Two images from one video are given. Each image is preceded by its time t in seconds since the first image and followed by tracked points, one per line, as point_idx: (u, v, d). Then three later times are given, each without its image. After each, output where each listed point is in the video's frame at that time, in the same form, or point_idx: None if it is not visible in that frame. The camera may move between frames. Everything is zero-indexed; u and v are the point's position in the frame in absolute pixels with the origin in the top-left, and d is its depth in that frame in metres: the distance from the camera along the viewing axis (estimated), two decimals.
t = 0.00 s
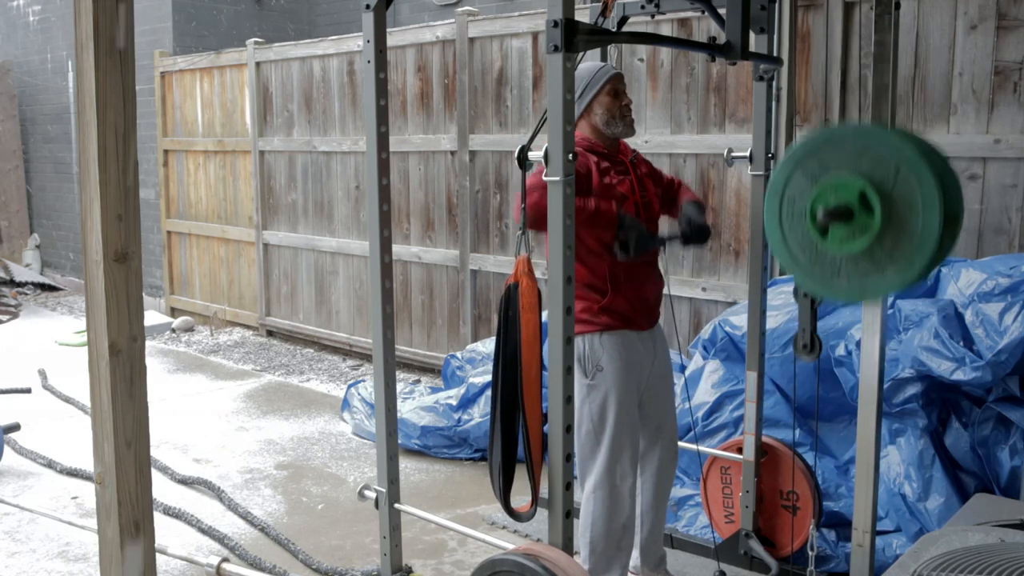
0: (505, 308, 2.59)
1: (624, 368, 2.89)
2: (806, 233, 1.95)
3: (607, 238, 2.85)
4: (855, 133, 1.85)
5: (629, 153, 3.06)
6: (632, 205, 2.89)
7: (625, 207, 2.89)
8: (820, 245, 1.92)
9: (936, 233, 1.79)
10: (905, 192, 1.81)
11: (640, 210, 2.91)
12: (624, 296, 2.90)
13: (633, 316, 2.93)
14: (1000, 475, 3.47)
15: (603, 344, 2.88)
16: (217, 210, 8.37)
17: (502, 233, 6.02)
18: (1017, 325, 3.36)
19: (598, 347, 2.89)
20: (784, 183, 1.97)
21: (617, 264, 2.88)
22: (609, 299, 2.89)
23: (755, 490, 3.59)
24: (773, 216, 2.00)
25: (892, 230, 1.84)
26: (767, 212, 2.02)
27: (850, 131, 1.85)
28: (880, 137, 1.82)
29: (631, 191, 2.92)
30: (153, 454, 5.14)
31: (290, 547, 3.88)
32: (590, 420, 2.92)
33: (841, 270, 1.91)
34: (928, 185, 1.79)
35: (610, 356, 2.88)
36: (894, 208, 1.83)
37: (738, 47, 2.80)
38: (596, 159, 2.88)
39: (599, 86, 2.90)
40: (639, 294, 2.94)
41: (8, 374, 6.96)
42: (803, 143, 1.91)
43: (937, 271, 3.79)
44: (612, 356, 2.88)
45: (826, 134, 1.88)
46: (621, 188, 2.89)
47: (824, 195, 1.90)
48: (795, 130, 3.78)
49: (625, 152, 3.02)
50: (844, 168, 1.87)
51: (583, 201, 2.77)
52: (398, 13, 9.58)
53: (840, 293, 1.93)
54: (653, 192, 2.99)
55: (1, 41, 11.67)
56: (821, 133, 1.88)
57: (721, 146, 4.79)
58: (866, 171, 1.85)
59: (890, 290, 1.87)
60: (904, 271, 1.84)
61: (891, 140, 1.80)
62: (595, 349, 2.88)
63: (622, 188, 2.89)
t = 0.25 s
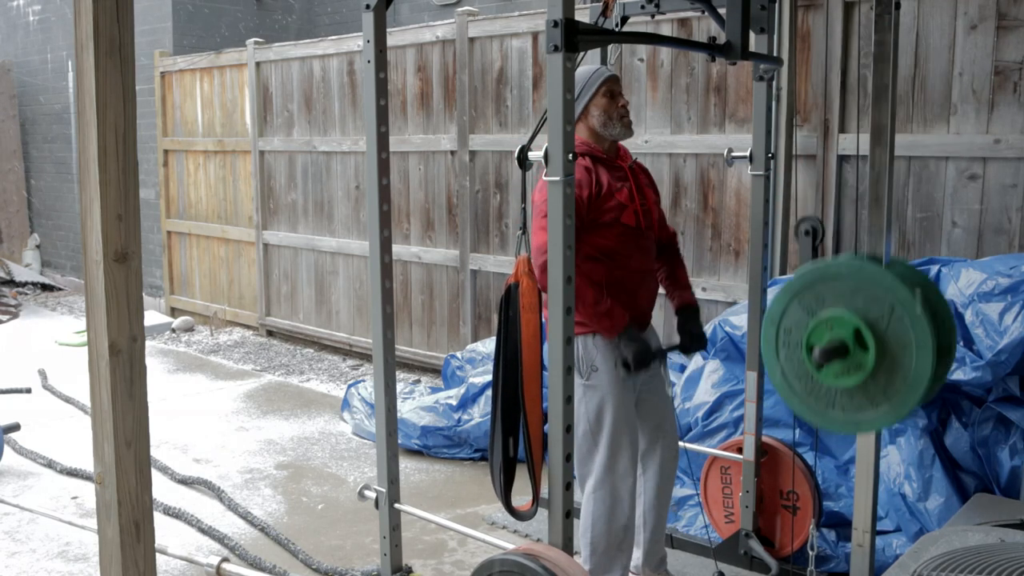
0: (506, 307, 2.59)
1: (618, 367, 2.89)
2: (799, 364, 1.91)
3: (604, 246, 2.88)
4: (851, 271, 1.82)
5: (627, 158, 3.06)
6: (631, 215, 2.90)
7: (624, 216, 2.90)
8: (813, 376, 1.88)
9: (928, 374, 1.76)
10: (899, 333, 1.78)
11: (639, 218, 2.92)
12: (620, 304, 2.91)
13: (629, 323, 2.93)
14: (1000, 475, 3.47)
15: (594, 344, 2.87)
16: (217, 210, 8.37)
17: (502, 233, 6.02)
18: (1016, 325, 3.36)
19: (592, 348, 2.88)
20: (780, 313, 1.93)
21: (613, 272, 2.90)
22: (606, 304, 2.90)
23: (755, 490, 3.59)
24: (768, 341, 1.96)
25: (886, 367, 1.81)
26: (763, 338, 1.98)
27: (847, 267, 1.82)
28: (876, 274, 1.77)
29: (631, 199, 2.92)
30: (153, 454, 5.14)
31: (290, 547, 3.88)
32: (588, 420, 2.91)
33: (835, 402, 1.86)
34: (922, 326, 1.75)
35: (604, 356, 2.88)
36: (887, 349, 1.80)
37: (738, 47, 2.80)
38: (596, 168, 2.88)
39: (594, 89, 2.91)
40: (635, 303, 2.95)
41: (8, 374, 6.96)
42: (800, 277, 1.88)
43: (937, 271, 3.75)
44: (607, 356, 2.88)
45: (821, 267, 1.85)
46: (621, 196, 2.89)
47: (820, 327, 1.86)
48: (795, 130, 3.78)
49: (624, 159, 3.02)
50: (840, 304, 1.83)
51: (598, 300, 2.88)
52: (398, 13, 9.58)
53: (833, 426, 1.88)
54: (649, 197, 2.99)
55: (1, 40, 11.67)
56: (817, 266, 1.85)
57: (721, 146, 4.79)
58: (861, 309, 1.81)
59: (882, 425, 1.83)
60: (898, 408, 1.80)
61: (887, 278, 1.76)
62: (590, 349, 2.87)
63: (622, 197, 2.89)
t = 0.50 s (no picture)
0: (508, 307, 2.59)
1: (616, 369, 2.90)
2: (800, 389, 2.15)
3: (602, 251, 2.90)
4: (851, 303, 2.05)
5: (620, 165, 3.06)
6: (624, 220, 2.92)
7: (619, 223, 2.92)
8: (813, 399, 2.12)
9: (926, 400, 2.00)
10: (898, 360, 2.02)
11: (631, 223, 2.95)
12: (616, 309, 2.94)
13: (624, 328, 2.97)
14: (1000, 475, 3.46)
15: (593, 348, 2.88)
16: (217, 210, 8.37)
17: (502, 233, 6.03)
18: (1016, 325, 3.36)
19: (587, 350, 2.90)
20: (779, 337, 2.16)
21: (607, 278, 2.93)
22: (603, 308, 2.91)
23: (755, 490, 3.59)
24: (767, 364, 2.20)
25: (884, 394, 2.05)
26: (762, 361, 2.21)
27: (846, 297, 2.06)
28: (874, 306, 2.02)
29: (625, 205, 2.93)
30: (153, 454, 5.14)
31: (290, 547, 3.88)
32: (588, 423, 2.92)
33: (834, 427, 2.11)
34: (920, 355, 1.99)
35: (600, 357, 2.88)
36: (886, 376, 2.04)
37: (738, 48, 2.80)
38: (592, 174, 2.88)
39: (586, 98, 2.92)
40: (627, 308, 2.99)
41: (8, 374, 6.96)
42: (801, 305, 2.11)
43: (937, 271, 3.77)
44: (604, 359, 2.89)
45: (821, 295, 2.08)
46: (614, 202, 2.90)
47: (820, 353, 2.10)
48: (795, 130, 3.78)
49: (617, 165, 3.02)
50: (840, 332, 2.07)
51: (610, 316, 2.85)
52: (398, 13, 9.58)
53: (831, 448, 2.13)
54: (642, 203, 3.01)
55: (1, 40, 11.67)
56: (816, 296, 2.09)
57: (721, 146, 4.79)
58: (860, 336, 2.05)
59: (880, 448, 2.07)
60: (896, 432, 2.05)
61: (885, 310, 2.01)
62: (590, 350, 2.88)
63: (616, 202, 2.90)
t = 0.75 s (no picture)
0: (509, 307, 2.59)
1: (623, 368, 2.90)
2: (805, 234, 1.95)
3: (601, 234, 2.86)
4: (856, 135, 1.85)
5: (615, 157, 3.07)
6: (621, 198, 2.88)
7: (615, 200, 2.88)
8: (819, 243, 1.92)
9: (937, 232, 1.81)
10: (908, 192, 1.82)
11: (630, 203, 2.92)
12: (621, 287, 2.90)
13: (633, 308, 2.92)
14: (1000, 475, 3.47)
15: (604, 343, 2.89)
16: (217, 210, 8.37)
17: (502, 233, 6.03)
18: (1016, 325, 3.36)
19: (599, 345, 2.91)
20: (783, 184, 1.96)
21: (610, 258, 2.89)
22: (607, 296, 2.88)
23: (755, 490, 3.60)
24: (771, 213, 2.00)
25: (894, 229, 1.85)
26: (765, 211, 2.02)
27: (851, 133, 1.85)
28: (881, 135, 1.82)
29: (619, 185, 2.92)
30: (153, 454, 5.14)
31: (290, 547, 3.88)
32: (590, 419, 2.92)
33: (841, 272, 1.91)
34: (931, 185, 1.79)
35: (610, 354, 2.89)
36: (896, 209, 1.83)
37: (738, 48, 2.80)
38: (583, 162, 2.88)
39: (592, 102, 2.84)
40: (637, 286, 2.93)
41: (8, 374, 6.96)
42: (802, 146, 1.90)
43: (938, 271, 3.79)
44: (613, 356, 2.89)
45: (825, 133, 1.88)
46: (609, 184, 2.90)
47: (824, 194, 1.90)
48: (794, 129, 3.78)
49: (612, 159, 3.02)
50: (844, 168, 1.87)
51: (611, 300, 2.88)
52: (398, 13, 9.58)
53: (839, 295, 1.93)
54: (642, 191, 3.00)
55: (1, 40, 11.67)
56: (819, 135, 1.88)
57: (721, 146, 4.79)
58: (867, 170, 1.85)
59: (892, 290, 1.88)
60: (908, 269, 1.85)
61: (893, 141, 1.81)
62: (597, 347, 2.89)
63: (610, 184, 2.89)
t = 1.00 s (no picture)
0: (508, 308, 2.58)
1: (631, 371, 2.89)
2: (808, 127, 2.24)
3: (606, 226, 2.86)
4: (860, 27, 2.14)
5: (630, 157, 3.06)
6: (631, 193, 2.89)
7: (624, 195, 2.89)
8: (825, 134, 2.19)
9: (938, 117, 2.04)
10: (908, 79, 2.08)
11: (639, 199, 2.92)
12: (626, 282, 2.91)
13: (640, 305, 2.93)
14: (1000, 475, 3.47)
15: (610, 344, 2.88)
16: (217, 210, 8.37)
17: (502, 233, 6.03)
18: (1016, 325, 3.36)
19: (605, 349, 2.89)
20: (790, 82, 2.27)
21: (619, 253, 2.89)
22: (612, 290, 2.88)
23: (755, 490, 3.60)
24: (777, 109, 2.29)
25: (894, 118, 2.10)
26: (770, 108, 2.31)
27: (853, 25, 2.15)
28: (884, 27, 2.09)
29: (629, 180, 2.93)
30: (153, 454, 5.14)
31: (290, 547, 3.88)
32: (599, 424, 2.90)
33: (845, 160, 2.19)
34: (929, 70, 2.04)
35: (617, 357, 2.88)
36: (898, 97, 2.09)
37: (738, 48, 2.80)
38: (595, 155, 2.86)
39: (614, 101, 2.83)
40: (641, 282, 2.94)
41: (8, 374, 6.96)
42: (811, 39, 2.21)
43: (937, 272, 3.79)
44: (619, 359, 2.88)
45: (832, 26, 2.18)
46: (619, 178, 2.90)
47: (828, 86, 2.18)
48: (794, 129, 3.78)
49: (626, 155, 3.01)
50: (848, 60, 2.15)
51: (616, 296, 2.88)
52: (398, 13, 9.58)
53: (845, 184, 2.20)
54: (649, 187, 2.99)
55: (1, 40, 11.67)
56: (824, 28, 2.18)
57: (721, 146, 4.79)
58: (870, 61, 2.13)
59: (892, 177, 2.13)
60: (908, 155, 2.10)
61: (893, 31, 2.08)
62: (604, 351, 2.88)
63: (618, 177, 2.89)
